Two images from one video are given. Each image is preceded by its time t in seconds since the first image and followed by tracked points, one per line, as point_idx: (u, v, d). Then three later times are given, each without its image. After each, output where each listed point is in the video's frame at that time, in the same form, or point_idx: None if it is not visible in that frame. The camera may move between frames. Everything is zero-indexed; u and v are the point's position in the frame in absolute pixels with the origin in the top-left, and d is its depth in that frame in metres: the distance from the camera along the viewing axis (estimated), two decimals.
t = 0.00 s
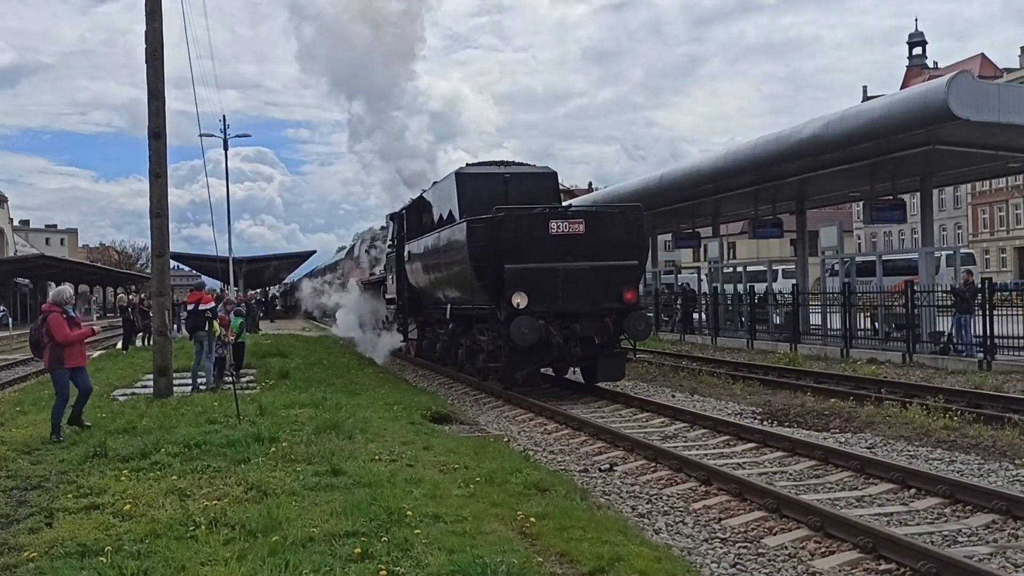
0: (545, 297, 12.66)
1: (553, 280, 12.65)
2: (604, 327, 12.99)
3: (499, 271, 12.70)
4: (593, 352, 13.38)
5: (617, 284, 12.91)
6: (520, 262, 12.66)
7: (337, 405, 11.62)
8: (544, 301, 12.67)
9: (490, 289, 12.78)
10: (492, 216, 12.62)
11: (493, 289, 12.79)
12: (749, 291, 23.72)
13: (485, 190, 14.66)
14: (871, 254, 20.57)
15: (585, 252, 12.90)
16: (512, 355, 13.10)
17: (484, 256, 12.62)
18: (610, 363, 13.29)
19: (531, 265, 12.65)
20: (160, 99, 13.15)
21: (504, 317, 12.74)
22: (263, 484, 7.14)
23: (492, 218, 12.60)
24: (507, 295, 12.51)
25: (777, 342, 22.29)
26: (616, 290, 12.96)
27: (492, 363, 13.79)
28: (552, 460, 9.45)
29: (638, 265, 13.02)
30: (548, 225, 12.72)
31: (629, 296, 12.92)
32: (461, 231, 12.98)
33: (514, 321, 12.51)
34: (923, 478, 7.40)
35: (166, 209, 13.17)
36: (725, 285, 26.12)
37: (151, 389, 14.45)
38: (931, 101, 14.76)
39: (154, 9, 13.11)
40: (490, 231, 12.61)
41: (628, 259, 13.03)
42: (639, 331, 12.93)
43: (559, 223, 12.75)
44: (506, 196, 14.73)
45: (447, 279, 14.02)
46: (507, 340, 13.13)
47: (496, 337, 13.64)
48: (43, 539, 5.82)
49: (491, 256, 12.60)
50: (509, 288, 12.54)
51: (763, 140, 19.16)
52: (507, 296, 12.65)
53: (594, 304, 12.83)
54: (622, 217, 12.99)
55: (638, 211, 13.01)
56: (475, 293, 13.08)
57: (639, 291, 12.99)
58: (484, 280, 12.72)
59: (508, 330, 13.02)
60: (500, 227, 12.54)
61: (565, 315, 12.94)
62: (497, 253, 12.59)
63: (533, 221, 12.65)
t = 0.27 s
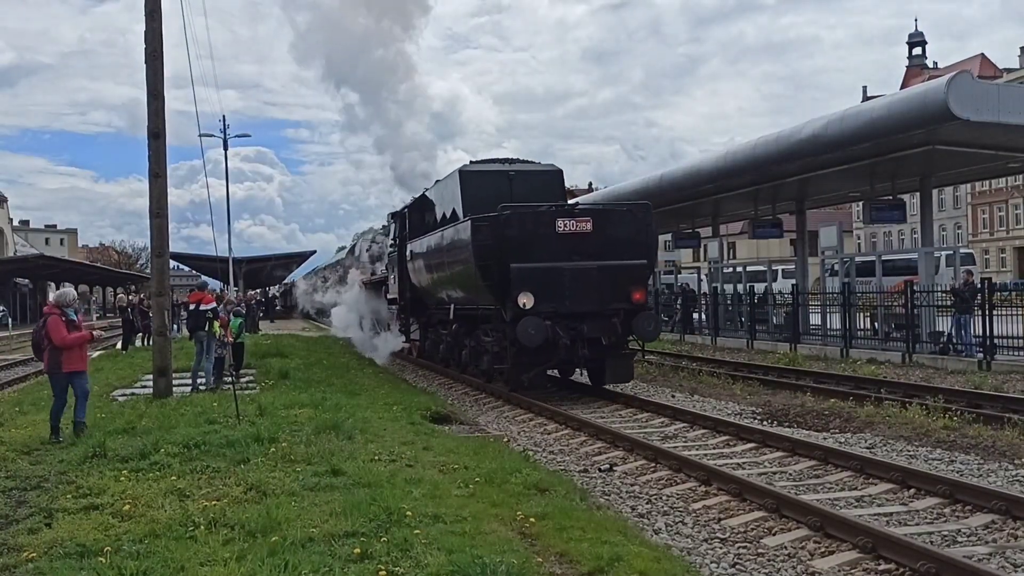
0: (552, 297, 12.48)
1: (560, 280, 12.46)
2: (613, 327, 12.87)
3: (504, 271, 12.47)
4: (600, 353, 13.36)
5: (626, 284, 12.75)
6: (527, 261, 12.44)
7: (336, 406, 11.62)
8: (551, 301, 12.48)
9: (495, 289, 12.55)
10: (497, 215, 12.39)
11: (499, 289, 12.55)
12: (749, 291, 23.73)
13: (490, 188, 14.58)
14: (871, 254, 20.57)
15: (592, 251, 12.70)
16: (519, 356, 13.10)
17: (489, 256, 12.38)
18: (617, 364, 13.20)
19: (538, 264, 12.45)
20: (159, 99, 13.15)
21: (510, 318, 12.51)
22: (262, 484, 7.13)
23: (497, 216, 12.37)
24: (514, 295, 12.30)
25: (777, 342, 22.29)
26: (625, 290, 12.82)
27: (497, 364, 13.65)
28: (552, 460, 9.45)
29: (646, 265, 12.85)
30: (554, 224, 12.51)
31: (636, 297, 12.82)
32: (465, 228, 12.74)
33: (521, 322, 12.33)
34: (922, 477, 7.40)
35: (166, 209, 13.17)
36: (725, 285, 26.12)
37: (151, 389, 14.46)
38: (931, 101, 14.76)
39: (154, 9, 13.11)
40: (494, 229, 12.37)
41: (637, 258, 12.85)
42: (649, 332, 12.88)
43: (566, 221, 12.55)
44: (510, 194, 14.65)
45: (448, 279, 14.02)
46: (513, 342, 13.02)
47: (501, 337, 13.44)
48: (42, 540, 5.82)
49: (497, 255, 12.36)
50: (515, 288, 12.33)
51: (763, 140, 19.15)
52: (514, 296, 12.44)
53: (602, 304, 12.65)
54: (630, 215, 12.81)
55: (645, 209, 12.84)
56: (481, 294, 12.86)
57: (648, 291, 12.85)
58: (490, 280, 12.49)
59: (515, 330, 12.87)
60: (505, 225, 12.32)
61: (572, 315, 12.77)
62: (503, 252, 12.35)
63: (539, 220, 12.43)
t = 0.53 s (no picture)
0: (556, 297, 12.23)
1: (564, 279, 12.20)
2: (618, 328, 12.62)
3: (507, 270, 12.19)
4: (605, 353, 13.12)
5: (632, 284, 12.49)
6: (530, 260, 12.14)
7: (333, 406, 11.61)
8: (555, 301, 12.24)
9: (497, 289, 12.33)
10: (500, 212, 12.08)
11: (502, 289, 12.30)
12: (746, 291, 23.75)
13: (491, 186, 14.43)
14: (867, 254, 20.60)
15: (598, 249, 12.39)
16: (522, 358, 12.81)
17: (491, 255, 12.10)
18: (623, 366, 12.95)
19: (541, 263, 12.18)
20: (155, 99, 13.13)
21: (513, 319, 12.26)
22: (258, 485, 7.13)
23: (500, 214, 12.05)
24: (517, 295, 12.05)
25: (773, 342, 22.31)
26: (631, 289, 12.55)
27: (499, 366, 13.40)
28: (549, 460, 9.46)
29: (653, 264, 12.55)
30: (559, 222, 12.19)
31: (643, 297, 12.55)
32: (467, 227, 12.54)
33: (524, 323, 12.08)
34: (918, 477, 7.41)
35: (162, 209, 13.15)
36: (722, 285, 26.15)
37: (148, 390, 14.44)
38: (927, 102, 14.77)
39: (150, 9, 13.09)
40: (497, 227, 12.05)
41: (643, 257, 12.54)
42: (656, 333, 12.60)
43: (570, 219, 12.23)
44: (512, 192, 14.48)
45: (446, 278, 14.01)
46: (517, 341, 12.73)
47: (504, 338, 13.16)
48: (37, 541, 5.81)
49: (499, 254, 12.07)
50: (518, 288, 12.08)
51: (760, 140, 19.15)
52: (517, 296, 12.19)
53: (607, 304, 12.41)
54: (636, 212, 12.48)
55: (652, 207, 12.53)
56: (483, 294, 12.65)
57: (654, 290, 12.57)
58: (492, 279, 12.23)
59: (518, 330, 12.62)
60: (508, 223, 12.00)
61: (576, 315, 12.51)
62: (506, 251, 12.05)
63: (543, 218, 12.11)
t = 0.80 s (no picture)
0: (557, 297, 11.85)
1: (566, 279, 11.84)
2: (622, 329, 12.23)
3: (508, 269, 11.98)
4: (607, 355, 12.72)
5: (636, 283, 12.14)
6: (532, 259, 11.93)
7: (326, 406, 11.59)
8: (557, 302, 11.85)
9: (498, 288, 12.05)
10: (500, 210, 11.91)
11: (502, 289, 12.06)
12: (740, 291, 23.79)
13: (491, 183, 14.11)
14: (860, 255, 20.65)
15: (601, 248, 12.17)
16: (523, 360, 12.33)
17: (491, 253, 11.97)
18: (625, 367, 12.55)
19: (542, 262, 11.86)
20: (148, 99, 13.10)
21: (513, 320, 11.85)
22: (251, 485, 7.11)
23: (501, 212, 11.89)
24: (517, 295, 11.66)
25: (767, 342, 22.34)
26: (634, 289, 12.19)
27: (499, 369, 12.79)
28: (543, 460, 9.47)
29: (657, 263, 12.28)
30: (560, 220, 11.98)
31: (647, 296, 12.18)
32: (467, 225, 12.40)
33: (525, 324, 11.65)
34: (911, 477, 7.43)
35: (155, 209, 13.12)
36: (716, 286, 26.19)
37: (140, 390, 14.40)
38: (920, 103, 14.81)
39: (143, 8, 13.06)
40: (497, 227, 11.96)
41: (647, 255, 12.33)
42: (660, 335, 12.22)
43: (573, 217, 12.02)
44: (512, 190, 14.16)
45: (442, 278, 14.00)
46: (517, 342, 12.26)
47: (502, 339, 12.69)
48: (30, 542, 5.79)
49: (499, 253, 11.90)
50: (519, 288, 11.69)
51: (754, 140, 19.18)
52: (517, 296, 11.80)
53: (610, 304, 12.02)
54: (639, 210, 12.31)
55: (655, 205, 12.37)
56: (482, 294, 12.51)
57: (658, 290, 12.20)
58: (492, 278, 12.06)
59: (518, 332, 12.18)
60: (508, 221, 11.83)
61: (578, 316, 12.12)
62: (506, 250, 11.88)
63: (545, 216, 11.93)
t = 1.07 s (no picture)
0: (558, 297, 11.65)
1: (566, 278, 11.64)
2: (623, 329, 12.02)
3: (507, 269, 11.78)
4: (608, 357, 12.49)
5: (637, 283, 11.95)
6: (532, 258, 11.74)
7: (317, 407, 11.56)
8: (557, 302, 11.65)
9: (496, 288, 11.82)
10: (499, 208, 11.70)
11: (501, 288, 11.83)
12: (731, 291, 23.84)
13: (486, 181, 14.05)
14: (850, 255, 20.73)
15: (602, 247, 11.99)
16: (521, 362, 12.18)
17: (489, 252, 11.75)
18: (627, 368, 12.30)
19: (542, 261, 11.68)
20: (137, 98, 13.06)
21: (513, 320, 11.67)
22: (241, 486, 7.10)
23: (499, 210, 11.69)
24: (516, 295, 11.47)
25: (757, 342, 22.38)
26: (636, 288, 12.00)
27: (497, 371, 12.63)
28: (534, 460, 9.47)
29: (659, 262, 12.12)
30: (560, 218, 11.81)
31: (649, 296, 11.99)
32: (462, 223, 12.19)
33: (524, 324, 11.46)
34: (900, 477, 7.46)
35: (144, 208, 13.07)
36: (707, 286, 26.25)
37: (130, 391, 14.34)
38: (910, 103, 14.87)
39: (132, 7, 13.02)
40: (495, 225, 11.72)
41: (648, 254, 12.16)
42: (662, 335, 12.02)
43: (573, 216, 11.84)
44: (508, 187, 14.11)
45: (434, 278, 13.97)
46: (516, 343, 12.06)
47: (501, 339, 12.49)
48: (18, 543, 5.76)
49: (498, 252, 11.70)
50: (519, 287, 11.48)
51: (744, 141, 19.22)
52: (516, 296, 11.59)
53: (611, 304, 11.83)
54: (641, 208, 12.14)
55: (657, 203, 12.22)
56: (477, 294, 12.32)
57: (660, 290, 12.03)
58: (491, 278, 11.82)
59: (517, 332, 12.00)
60: (507, 220, 11.64)
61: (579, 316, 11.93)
62: (505, 249, 11.69)
63: (544, 215, 11.75)
